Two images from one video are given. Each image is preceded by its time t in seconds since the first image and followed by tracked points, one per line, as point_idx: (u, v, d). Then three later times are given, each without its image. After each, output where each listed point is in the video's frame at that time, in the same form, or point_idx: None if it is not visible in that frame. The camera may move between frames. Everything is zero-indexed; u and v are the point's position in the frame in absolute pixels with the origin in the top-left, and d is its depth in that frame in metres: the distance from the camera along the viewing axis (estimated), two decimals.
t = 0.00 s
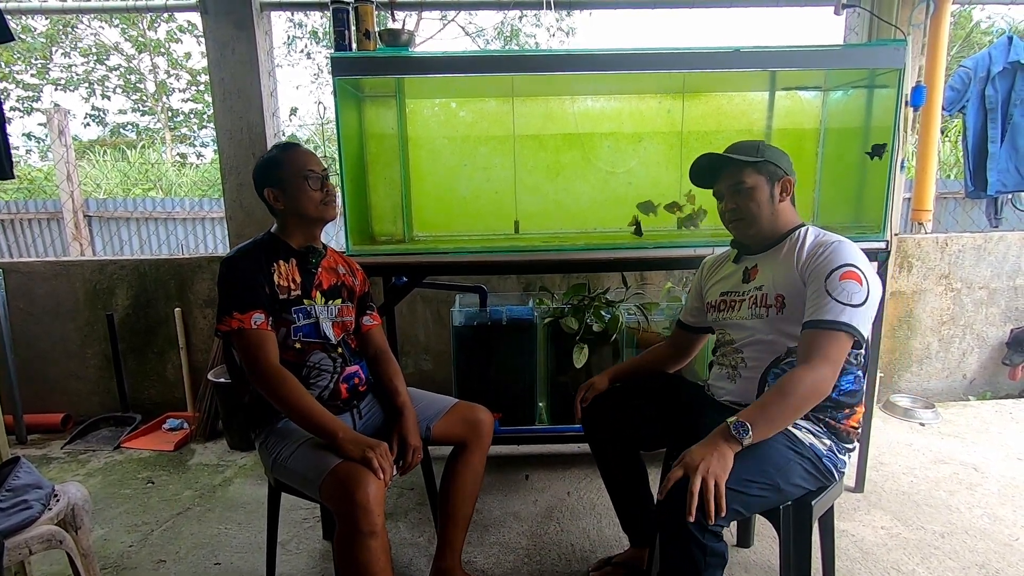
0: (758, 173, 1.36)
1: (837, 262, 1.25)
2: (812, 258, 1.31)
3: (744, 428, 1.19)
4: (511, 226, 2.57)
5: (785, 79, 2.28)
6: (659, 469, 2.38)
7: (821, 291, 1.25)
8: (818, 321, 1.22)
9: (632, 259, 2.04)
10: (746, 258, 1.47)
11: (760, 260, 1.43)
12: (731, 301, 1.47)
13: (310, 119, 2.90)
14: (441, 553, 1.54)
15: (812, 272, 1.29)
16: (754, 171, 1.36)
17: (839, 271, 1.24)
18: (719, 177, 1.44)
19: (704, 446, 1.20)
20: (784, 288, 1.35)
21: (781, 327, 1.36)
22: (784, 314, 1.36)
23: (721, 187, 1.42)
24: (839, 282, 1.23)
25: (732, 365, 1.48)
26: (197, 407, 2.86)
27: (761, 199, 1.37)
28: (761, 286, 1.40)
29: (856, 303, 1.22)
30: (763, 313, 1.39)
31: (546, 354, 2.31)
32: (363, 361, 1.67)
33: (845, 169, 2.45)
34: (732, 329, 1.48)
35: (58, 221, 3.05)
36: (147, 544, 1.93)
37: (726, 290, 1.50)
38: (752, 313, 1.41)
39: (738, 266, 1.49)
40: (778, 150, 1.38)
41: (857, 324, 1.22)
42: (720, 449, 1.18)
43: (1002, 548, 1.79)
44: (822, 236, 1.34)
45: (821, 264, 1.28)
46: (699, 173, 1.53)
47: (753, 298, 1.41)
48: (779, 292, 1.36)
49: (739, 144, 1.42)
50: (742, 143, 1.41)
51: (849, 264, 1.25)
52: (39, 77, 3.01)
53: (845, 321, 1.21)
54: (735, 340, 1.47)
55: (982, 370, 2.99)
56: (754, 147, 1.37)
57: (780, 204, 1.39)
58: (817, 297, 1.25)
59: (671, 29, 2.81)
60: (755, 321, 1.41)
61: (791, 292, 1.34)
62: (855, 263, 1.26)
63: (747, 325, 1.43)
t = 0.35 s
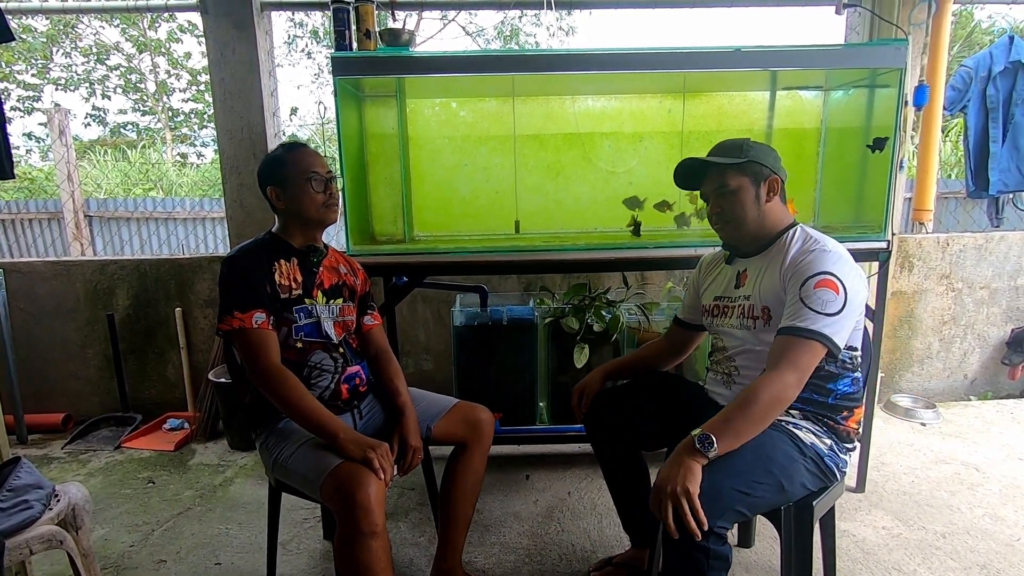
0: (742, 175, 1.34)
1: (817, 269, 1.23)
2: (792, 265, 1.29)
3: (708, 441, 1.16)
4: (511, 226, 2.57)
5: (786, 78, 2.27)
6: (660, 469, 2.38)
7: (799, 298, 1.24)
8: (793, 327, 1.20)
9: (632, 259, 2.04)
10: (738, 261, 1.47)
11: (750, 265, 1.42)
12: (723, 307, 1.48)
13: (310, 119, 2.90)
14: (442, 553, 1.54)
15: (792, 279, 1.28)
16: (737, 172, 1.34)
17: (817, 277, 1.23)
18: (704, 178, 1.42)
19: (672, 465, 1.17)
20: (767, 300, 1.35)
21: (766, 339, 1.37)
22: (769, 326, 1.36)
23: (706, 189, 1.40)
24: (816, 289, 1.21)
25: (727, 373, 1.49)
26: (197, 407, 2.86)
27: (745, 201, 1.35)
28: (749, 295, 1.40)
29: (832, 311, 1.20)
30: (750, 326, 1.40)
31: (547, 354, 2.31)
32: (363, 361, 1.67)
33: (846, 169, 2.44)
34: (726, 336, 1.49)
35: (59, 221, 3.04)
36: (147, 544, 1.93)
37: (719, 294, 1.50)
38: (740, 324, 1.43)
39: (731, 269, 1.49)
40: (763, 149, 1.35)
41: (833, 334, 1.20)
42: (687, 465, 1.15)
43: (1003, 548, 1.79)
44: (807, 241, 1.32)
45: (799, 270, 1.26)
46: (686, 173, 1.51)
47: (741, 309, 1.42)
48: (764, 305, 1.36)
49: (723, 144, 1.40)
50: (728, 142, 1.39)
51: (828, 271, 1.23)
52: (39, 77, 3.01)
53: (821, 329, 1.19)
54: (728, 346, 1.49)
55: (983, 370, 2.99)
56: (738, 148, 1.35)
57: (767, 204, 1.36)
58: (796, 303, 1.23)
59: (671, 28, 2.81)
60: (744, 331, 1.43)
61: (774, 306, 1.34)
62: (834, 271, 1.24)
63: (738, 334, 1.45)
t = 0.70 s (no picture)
0: (738, 175, 1.33)
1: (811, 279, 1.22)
2: (787, 274, 1.28)
3: (715, 465, 1.12)
4: (512, 225, 2.57)
5: (787, 78, 2.27)
6: (660, 469, 2.38)
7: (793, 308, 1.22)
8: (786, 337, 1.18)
9: (631, 259, 2.04)
10: (734, 262, 1.46)
11: (746, 267, 1.42)
12: (719, 309, 1.49)
13: (311, 119, 2.89)
14: (443, 553, 1.54)
15: (788, 290, 1.26)
16: (732, 173, 1.33)
17: (812, 288, 1.21)
18: (699, 176, 1.41)
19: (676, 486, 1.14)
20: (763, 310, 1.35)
21: (760, 348, 1.38)
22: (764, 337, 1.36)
23: (700, 188, 1.39)
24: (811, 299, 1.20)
25: (724, 377, 1.50)
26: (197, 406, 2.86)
27: (740, 202, 1.34)
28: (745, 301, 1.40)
29: (828, 322, 1.18)
30: (745, 334, 1.40)
31: (547, 354, 2.31)
32: (364, 361, 1.67)
33: (847, 168, 2.44)
34: (722, 340, 1.49)
35: (60, 220, 3.05)
36: (148, 543, 1.93)
37: (715, 296, 1.51)
38: (736, 330, 1.43)
39: (727, 270, 1.48)
40: (759, 148, 1.33)
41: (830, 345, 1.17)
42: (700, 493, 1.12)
43: (1004, 548, 1.79)
44: (803, 248, 1.30)
45: (795, 280, 1.25)
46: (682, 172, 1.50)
47: (737, 315, 1.42)
48: (759, 315, 1.36)
49: (722, 140, 1.39)
50: (724, 140, 1.38)
51: (824, 281, 1.22)
52: (40, 77, 2.98)
53: (816, 339, 1.17)
54: (724, 351, 1.49)
55: (984, 370, 2.99)
56: (735, 147, 1.34)
57: (762, 205, 1.35)
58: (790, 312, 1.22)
59: (671, 28, 2.81)
60: (739, 339, 1.43)
61: (769, 316, 1.34)
62: (830, 282, 1.22)
63: (734, 340, 1.45)
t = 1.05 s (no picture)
0: (743, 173, 1.32)
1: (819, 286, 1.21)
2: (793, 280, 1.28)
3: (724, 472, 1.11)
4: (512, 225, 2.57)
5: (788, 77, 2.27)
6: (660, 468, 2.38)
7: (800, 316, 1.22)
8: (793, 347, 1.18)
9: (632, 259, 2.04)
10: (737, 262, 1.46)
11: (750, 268, 1.41)
12: (721, 309, 1.48)
13: (311, 118, 2.89)
14: (443, 552, 1.55)
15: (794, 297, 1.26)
16: (738, 171, 1.33)
17: (818, 295, 1.21)
18: (704, 174, 1.41)
19: (682, 484, 1.13)
20: (768, 313, 1.35)
21: (763, 351, 1.38)
22: (767, 340, 1.36)
23: (705, 186, 1.39)
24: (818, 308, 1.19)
25: (725, 378, 1.50)
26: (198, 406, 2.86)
27: (745, 202, 1.34)
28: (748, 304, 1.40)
29: (837, 330, 1.17)
30: (748, 337, 1.40)
31: (548, 353, 2.31)
32: (364, 361, 1.67)
33: (848, 168, 2.44)
34: (723, 342, 1.49)
35: (60, 219, 3.05)
36: (149, 543, 1.94)
37: (717, 295, 1.50)
38: (740, 332, 1.42)
39: (729, 271, 1.48)
40: (765, 147, 1.33)
41: (837, 352, 1.17)
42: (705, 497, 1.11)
43: (1004, 548, 1.79)
44: (809, 251, 1.30)
45: (801, 286, 1.25)
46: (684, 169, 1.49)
47: (740, 317, 1.42)
48: (764, 319, 1.36)
49: (727, 138, 1.39)
50: (730, 138, 1.38)
51: (831, 288, 1.21)
52: (41, 76, 2.98)
53: (826, 349, 1.16)
54: (726, 352, 1.49)
55: (984, 370, 2.98)
56: (741, 145, 1.34)
57: (768, 205, 1.35)
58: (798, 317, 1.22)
59: (672, 28, 2.81)
60: (741, 341, 1.43)
61: (774, 320, 1.34)
62: (837, 289, 1.21)
63: (736, 342, 1.45)
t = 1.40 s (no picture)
0: (745, 172, 1.33)
1: (840, 289, 1.19)
2: (805, 281, 1.26)
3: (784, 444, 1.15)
4: (512, 225, 2.57)
5: (787, 76, 2.27)
6: (659, 467, 2.38)
7: (826, 321, 1.20)
8: (837, 358, 1.16)
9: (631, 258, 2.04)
10: (740, 261, 1.45)
11: (754, 267, 1.41)
12: (724, 308, 1.47)
13: (311, 118, 2.89)
14: (443, 552, 1.54)
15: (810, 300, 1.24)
16: (740, 170, 1.33)
17: (841, 298, 1.19)
18: (706, 173, 1.42)
19: (742, 448, 1.17)
20: (776, 310, 1.33)
21: (769, 347, 1.36)
22: (775, 336, 1.34)
23: (708, 185, 1.40)
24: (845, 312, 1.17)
25: (727, 375, 1.50)
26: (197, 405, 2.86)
27: (748, 199, 1.34)
28: (754, 301, 1.39)
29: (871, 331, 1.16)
30: (754, 334, 1.39)
31: (547, 353, 2.31)
32: (364, 360, 1.67)
33: (848, 167, 2.44)
34: (726, 340, 1.49)
35: (60, 219, 3.04)
36: (148, 542, 1.94)
37: (721, 293, 1.50)
38: (745, 329, 1.41)
39: (733, 269, 1.47)
40: (767, 146, 1.34)
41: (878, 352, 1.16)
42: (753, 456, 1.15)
43: (1003, 547, 1.79)
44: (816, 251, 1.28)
45: (820, 289, 1.22)
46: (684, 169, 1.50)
47: (745, 314, 1.41)
48: (771, 315, 1.34)
49: (730, 137, 1.40)
50: (732, 138, 1.39)
51: (851, 288, 1.19)
52: (39, 75, 2.97)
53: (870, 353, 1.15)
54: (729, 351, 1.48)
55: (983, 369, 2.99)
56: (743, 145, 1.34)
57: (769, 204, 1.35)
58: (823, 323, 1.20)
59: (671, 27, 2.81)
60: (747, 337, 1.41)
61: (783, 316, 1.32)
62: (858, 287, 1.20)
63: (741, 339, 1.43)
